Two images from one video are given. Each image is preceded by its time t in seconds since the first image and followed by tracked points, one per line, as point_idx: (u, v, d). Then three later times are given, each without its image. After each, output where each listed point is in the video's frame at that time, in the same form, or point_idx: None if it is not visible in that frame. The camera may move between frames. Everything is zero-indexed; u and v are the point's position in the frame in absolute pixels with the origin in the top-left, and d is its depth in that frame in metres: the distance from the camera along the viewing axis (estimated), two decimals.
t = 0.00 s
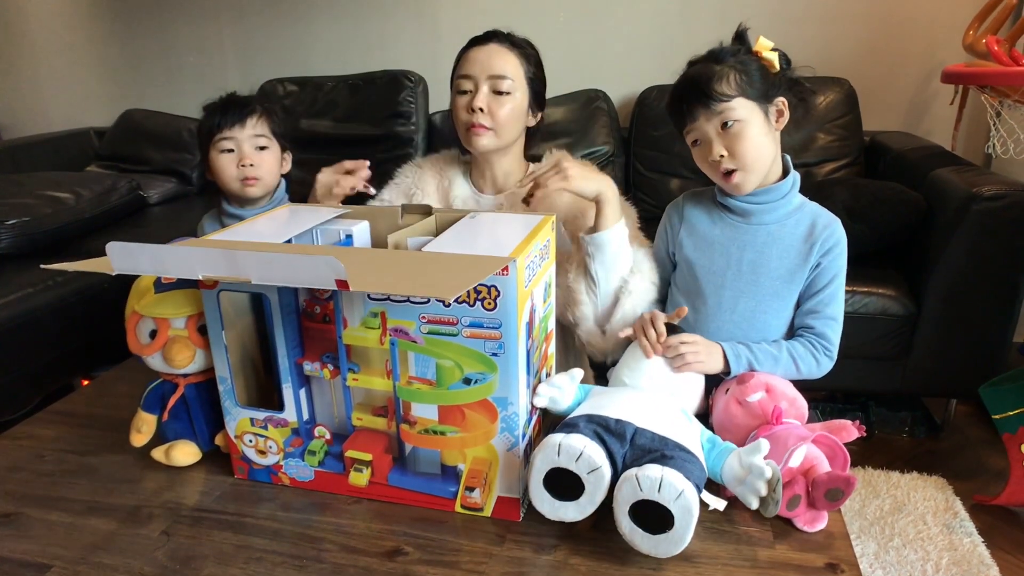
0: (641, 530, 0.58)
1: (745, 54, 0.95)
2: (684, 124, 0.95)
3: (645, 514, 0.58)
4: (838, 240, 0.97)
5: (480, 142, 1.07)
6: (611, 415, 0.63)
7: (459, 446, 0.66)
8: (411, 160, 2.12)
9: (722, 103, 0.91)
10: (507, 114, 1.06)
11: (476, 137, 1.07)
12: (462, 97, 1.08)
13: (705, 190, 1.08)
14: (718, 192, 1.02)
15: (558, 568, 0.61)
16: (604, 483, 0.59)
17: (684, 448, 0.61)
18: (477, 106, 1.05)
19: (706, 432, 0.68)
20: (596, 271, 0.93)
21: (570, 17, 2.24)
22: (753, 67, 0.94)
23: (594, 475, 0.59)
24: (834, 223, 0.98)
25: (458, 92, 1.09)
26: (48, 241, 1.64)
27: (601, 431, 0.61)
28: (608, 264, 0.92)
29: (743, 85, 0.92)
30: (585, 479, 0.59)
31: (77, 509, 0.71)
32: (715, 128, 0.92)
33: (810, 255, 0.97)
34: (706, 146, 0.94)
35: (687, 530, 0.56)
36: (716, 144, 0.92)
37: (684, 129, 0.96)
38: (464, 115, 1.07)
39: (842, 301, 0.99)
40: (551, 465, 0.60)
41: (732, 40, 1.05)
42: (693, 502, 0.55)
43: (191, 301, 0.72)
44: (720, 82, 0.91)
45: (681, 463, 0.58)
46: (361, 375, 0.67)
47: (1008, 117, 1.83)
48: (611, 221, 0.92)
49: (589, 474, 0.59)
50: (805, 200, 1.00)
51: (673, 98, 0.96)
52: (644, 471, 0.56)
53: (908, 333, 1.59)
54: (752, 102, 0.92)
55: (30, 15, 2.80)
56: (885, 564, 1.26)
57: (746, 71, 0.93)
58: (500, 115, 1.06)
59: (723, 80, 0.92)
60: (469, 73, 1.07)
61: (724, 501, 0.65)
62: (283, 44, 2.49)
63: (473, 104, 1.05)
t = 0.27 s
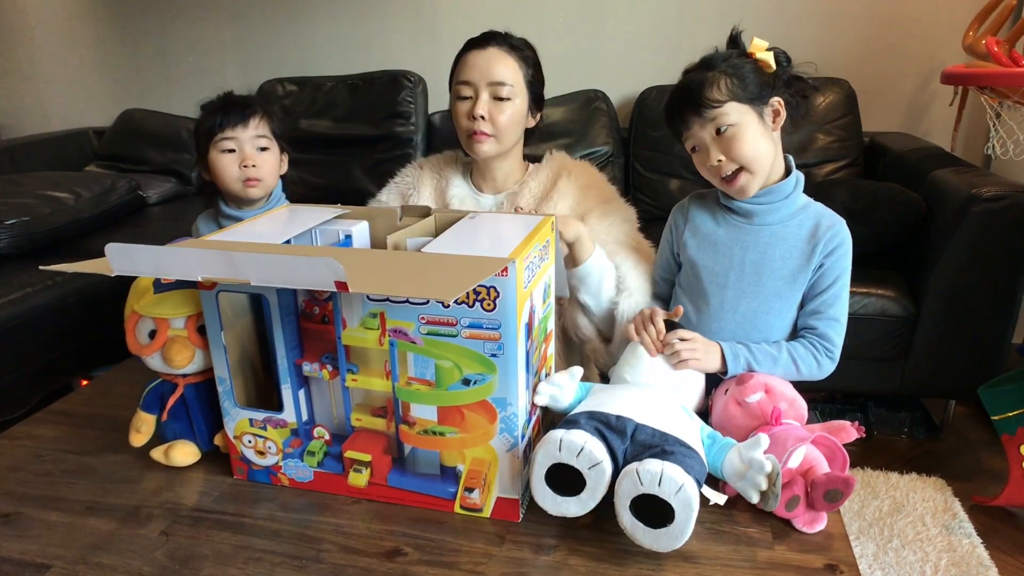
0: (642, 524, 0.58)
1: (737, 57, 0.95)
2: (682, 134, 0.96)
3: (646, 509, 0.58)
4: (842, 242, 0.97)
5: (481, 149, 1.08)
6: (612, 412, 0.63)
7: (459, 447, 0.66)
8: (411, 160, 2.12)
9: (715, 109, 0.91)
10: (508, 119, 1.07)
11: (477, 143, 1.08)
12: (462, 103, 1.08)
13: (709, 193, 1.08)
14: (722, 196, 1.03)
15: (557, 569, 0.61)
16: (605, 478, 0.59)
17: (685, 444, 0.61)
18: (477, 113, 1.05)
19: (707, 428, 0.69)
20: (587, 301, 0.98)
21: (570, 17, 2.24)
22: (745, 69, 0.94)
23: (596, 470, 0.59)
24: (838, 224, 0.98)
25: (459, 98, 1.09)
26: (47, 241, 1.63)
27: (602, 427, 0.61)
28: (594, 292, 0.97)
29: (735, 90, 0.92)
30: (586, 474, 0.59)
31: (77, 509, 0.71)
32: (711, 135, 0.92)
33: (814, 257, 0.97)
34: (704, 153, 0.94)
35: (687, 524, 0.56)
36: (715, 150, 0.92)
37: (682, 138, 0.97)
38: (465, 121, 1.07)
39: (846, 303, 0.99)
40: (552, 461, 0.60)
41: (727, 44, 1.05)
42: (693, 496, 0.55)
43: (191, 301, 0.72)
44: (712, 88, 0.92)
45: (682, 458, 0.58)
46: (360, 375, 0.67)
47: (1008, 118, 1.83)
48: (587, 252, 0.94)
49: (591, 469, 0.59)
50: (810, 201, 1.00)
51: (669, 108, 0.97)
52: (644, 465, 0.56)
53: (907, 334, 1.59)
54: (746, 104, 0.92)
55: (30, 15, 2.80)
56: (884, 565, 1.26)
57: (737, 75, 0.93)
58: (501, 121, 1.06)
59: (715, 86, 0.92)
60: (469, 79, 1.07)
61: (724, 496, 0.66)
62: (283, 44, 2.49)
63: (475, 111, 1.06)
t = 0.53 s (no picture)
0: (642, 524, 0.59)
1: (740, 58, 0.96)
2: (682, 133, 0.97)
3: (646, 511, 0.58)
4: (842, 243, 0.98)
5: (483, 151, 1.09)
6: (612, 412, 0.64)
7: (459, 445, 0.66)
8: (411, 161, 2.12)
9: (716, 109, 0.91)
10: (510, 121, 1.08)
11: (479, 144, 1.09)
12: (466, 104, 1.08)
13: (710, 193, 1.08)
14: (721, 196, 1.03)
15: (557, 567, 0.61)
16: (606, 478, 0.59)
17: (685, 444, 0.61)
18: (481, 115, 1.06)
19: (707, 428, 0.69)
20: (576, 294, 0.99)
21: (570, 18, 2.24)
22: (747, 70, 0.94)
23: (596, 470, 0.59)
24: (839, 226, 0.98)
25: (462, 100, 1.09)
26: (49, 240, 1.64)
27: (602, 427, 0.62)
28: (582, 286, 0.98)
29: (736, 91, 0.93)
30: (586, 474, 0.60)
31: (79, 507, 0.71)
32: (710, 135, 0.93)
33: (814, 258, 0.98)
34: (703, 153, 0.95)
35: (686, 525, 0.57)
36: (714, 150, 0.93)
37: (683, 138, 0.97)
38: (468, 123, 1.08)
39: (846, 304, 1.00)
40: (552, 460, 0.60)
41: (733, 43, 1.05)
42: (692, 497, 0.56)
43: (193, 300, 0.73)
44: (712, 89, 0.92)
45: (682, 459, 0.58)
46: (362, 374, 0.67)
47: (1006, 119, 1.84)
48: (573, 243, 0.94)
49: (591, 469, 0.59)
50: (810, 202, 1.00)
51: (670, 108, 0.97)
52: (644, 466, 0.57)
53: (905, 334, 1.59)
54: (747, 106, 0.93)
55: (31, 14, 2.80)
56: (882, 564, 1.27)
57: (740, 76, 0.94)
58: (505, 122, 1.07)
59: (715, 86, 0.92)
60: (473, 80, 1.07)
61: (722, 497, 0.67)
62: (283, 44, 2.50)
63: (478, 112, 1.06)
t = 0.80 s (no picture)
0: (641, 526, 0.58)
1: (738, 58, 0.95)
2: (680, 133, 0.97)
3: (645, 513, 0.58)
4: (842, 243, 0.98)
5: (492, 150, 1.08)
6: (611, 414, 0.64)
7: (459, 445, 0.66)
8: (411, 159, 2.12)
9: (714, 110, 0.91)
10: (520, 116, 1.08)
11: (489, 138, 1.08)
12: (475, 97, 1.07)
13: (709, 193, 1.08)
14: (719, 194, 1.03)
15: (557, 567, 0.61)
16: (603, 482, 0.59)
17: (684, 446, 0.61)
18: (493, 108, 1.05)
19: (707, 428, 0.69)
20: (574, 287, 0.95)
21: (570, 17, 2.24)
22: (745, 70, 0.94)
23: (594, 472, 0.59)
24: (838, 226, 0.98)
25: (470, 92, 1.08)
26: (49, 239, 1.63)
27: (600, 429, 0.62)
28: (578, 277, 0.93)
29: (734, 90, 0.92)
30: (585, 477, 0.59)
31: (78, 507, 0.71)
32: (708, 136, 0.93)
33: (813, 257, 0.98)
34: (701, 153, 0.95)
35: (685, 528, 0.57)
36: (712, 151, 0.93)
37: (680, 137, 0.97)
38: (478, 116, 1.07)
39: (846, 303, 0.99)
40: (550, 463, 0.60)
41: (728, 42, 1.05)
42: (692, 499, 0.55)
43: (192, 300, 0.73)
44: (711, 89, 0.92)
45: (681, 461, 0.58)
46: (361, 374, 0.67)
47: (1007, 119, 1.83)
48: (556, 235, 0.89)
49: (589, 472, 0.59)
50: (809, 201, 1.00)
51: (667, 107, 0.97)
52: (643, 469, 0.57)
53: (906, 334, 1.59)
54: (745, 105, 0.92)
55: (31, 14, 2.80)
56: (883, 564, 1.26)
57: (738, 75, 0.93)
58: (515, 117, 1.07)
59: (714, 86, 0.92)
60: (484, 75, 1.07)
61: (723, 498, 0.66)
62: (283, 43, 2.50)
63: (490, 105, 1.06)
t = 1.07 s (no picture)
0: (642, 529, 0.58)
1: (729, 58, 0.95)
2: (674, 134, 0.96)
3: (646, 516, 0.58)
4: (840, 241, 0.99)
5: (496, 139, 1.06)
6: (612, 415, 0.63)
7: (459, 445, 0.66)
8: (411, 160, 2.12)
9: (706, 110, 0.91)
10: (524, 108, 1.07)
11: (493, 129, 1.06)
12: (477, 89, 1.06)
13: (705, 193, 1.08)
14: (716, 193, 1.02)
15: (557, 568, 0.61)
16: (605, 484, 0.59)
17: (685, 448, 0.61)
18: (497, 98, 1.04)
19: (707, 430, 0.68)
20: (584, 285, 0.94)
21: (570, 17, 2.24)
22: (736, 70, 0.94)
23: (595, 475, 0.59)
24: (836, 224, 0.99)
25: (472, 86, 1.07)
26: (48, 239, 1.63)
27: (601, 431, 0.62)
28: (594, 274, 0.92)
29: (726, 90, 0.92)
30: (585, 480, 0.59)
31: (77, 507, 0.71)
32: (702, 136, 0.92)
33: (812, 255, 0.98)
34: (695, 154, 0.94)
35: (687, 531, 0.56)
36: (706, 151, 0.92)
37: (675, 139, 0.97)
38: (482, 107, 1.05)
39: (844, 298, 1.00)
40: (551, 466, 0.60)
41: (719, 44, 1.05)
42: (693, 503, 0.55)
43: (192, 300, 0.72)
44: (702, 89, 0.92)
45: (682, 463, 0.58)
46: (361, 374, 0.67)
47: (1007, 119, 1.83)
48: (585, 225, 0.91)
49: (590, 475, 0.59)
50: (806, 199, 1.01)
51: (660, 110, 0.97)
52: (645, 472, 0.56)
53: (906, 334, 1.59)
54: (738, 105, 0.92)
55: (31, 14, 2.80)
56: (883, 565, 1.26)
57: (729, 75, 0.93)
58: (519, 109, 1.06)
59: (705, 87, 0.92)
60: (485, 68, 1.06)
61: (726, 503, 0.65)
62: (283, 43, 2.49)
63: (494, 96, 1.04)
